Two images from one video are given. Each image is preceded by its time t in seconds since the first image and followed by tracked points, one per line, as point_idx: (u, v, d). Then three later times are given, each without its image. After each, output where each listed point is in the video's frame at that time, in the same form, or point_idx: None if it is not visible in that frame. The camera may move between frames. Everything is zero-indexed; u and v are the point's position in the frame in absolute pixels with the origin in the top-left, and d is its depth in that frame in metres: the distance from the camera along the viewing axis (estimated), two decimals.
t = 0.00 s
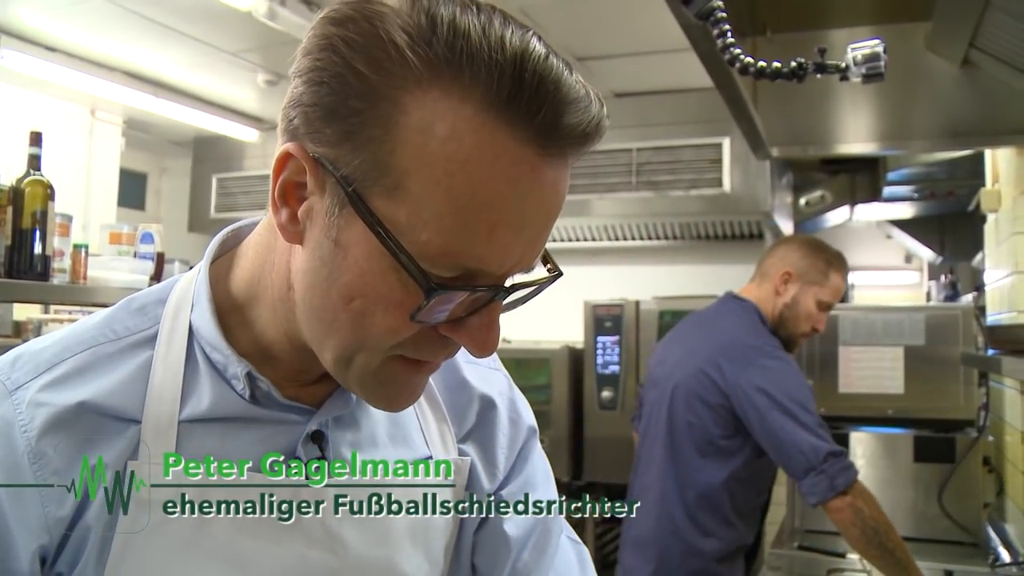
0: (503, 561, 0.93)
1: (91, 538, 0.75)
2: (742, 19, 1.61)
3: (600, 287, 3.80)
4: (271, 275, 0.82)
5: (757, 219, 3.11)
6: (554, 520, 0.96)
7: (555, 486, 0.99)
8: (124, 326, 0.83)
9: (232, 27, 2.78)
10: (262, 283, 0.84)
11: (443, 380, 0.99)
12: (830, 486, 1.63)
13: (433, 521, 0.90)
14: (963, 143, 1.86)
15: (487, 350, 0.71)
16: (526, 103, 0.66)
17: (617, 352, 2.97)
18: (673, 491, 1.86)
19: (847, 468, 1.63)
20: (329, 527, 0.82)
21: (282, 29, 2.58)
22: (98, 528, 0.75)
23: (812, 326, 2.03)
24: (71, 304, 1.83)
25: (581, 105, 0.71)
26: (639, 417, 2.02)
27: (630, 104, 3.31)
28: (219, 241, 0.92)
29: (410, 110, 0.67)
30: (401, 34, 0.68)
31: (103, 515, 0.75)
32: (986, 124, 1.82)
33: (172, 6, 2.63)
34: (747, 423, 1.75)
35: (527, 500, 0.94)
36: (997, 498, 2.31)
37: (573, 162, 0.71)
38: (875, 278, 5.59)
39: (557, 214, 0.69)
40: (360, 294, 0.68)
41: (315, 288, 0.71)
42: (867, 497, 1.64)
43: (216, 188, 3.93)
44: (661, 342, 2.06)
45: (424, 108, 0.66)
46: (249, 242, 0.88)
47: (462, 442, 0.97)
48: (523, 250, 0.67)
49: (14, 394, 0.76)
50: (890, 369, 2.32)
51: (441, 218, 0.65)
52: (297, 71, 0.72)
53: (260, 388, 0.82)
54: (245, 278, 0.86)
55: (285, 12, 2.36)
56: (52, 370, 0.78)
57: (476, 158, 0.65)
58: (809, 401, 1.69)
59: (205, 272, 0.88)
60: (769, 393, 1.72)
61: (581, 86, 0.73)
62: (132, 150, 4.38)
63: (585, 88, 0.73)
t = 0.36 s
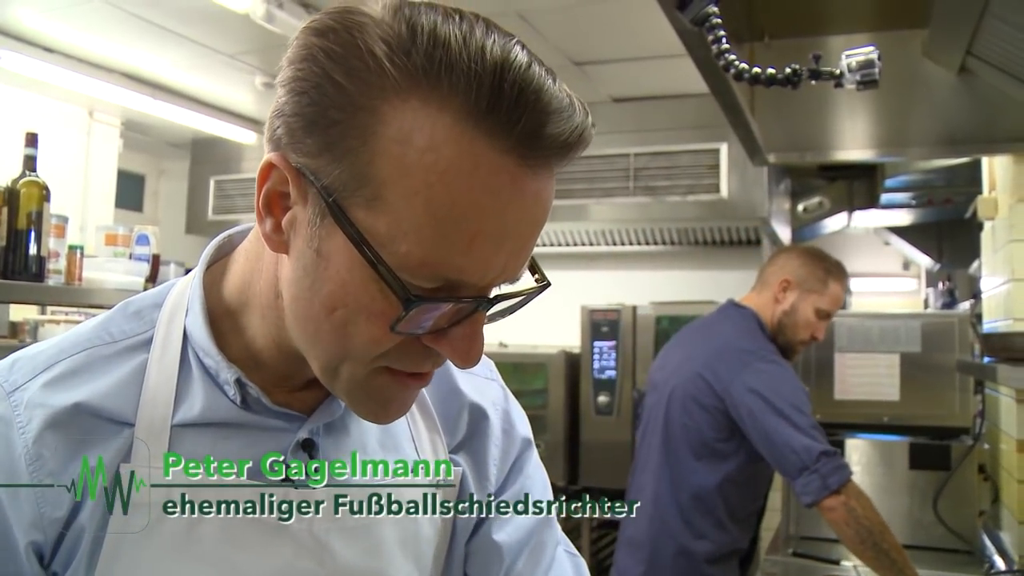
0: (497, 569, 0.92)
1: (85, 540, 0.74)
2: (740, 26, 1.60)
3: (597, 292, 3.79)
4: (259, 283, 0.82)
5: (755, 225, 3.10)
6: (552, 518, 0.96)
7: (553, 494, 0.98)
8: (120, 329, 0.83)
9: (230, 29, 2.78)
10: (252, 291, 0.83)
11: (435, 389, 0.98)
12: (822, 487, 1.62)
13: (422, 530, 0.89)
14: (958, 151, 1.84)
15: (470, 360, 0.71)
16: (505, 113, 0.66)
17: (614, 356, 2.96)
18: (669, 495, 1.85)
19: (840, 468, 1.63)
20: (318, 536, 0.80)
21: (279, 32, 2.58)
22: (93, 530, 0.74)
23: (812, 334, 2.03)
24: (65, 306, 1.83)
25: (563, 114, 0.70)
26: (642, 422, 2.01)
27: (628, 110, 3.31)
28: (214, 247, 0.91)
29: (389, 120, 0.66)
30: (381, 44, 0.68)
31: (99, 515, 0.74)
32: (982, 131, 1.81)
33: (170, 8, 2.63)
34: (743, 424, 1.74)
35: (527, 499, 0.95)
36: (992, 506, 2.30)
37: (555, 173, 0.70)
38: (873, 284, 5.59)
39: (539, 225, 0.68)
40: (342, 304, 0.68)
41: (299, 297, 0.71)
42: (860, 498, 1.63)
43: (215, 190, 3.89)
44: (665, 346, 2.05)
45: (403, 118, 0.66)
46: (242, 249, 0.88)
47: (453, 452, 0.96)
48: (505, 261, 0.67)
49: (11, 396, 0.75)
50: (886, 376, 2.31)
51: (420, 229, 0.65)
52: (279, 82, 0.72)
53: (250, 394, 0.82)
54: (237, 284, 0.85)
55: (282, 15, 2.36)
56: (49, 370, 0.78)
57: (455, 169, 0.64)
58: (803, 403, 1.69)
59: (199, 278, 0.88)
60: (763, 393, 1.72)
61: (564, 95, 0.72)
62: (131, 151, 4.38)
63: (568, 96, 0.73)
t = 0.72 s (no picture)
0: (516, 568, 0.92)
1: (106, 543, 0.74)
2: (757, 25, 1.59)
3: (613, 292, 3.78)
4: (278, 284, 0.82)
5: (773, 225, 3.08)
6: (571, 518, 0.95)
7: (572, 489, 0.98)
8: (141, 331, 0.84)
9: (246, 31, 2.80)
10: (270, 292, 0.84)
11: (455, 391, 0.97)
12: (839, 490, 1.59)
13: (441, 533, 0.88)
14: (979, 149, 1.84)
15: (490, 360, 0.71)
16: (521, 110, 0.66)
17: (632, 357, 2.95)
18: (684, 498, 1.84)
19: (856, 471, 1.60)
20: (336, 538, 0.80)
21: (295, 34, 2.59)
22: (114, 532, 0.75)
23: (826, 332, 2.01)
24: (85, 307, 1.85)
25: (580, 111, 0.70)
26: (655, 423, 2.00)
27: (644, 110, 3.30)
28: (234, 249, 0.92)
29: (405, 119, 0.66)
30: (396, 43, 0.68)
31: (120, 516, 0.75)
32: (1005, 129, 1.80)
33: (187, 12, 2.65)
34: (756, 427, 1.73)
35: (527, 499, 0.94)
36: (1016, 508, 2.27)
37: (572, 170, 0.70)
38: (894, 284, 5.53)
39: (556, 222, 0.68)
40: (360, 304, 0.68)
41: (317, 297, 0.71)
42: (876, 501, 1.61)
43: (233, 192, 3.92)
44: (679, 347, 2.04)
45: (419, 116, 0.66)
46: (261, 250, 0.89)
47: (473, 455, 0.96)
48: (523, 259, 0.67)
49: (34, 397, 0.76)
50: (905, 376, 2.29)
51: (437, 227, 0.65)
52: (296, 82, 0.73)
53: (270, 396, 0.82)
54: (256, 286, 0.86)
55: (298, 17, 2.37)
56: (72, 371, 0.79)
57: (470, 166, 0.64)
58: (818, 405, 1.67)
59: (219, 278, 0.89)
60: (775, 395, 1.71)
61: (581, 92, 0.72)
62: (149, 154, 4.42)
63: (585, 93, 0.73)
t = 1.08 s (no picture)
0: (526, 566, 0.92)
1: (121, 538, 0.75)
2: (765, 22, 1.59)
3: (620, 291, 3.79)
4: (294, 280, 0.83)
5: (781, 223, 3.07)
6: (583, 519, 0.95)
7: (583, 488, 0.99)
8: (155, 327, 0.85)
9: (254, 30, 2.81)
10: (286, 287, 0.84)
11: (468, 388, 0.98)
12: (833, 493, 1.57)
13: (453, 531, 0.89)
14: (986, 145, 1.80)
15: (506, 355, 0.70)
16: (539, 104, 0.66)
17: (639, 355, 2.95)
18: (683, 498, 1.85)
19: (851, 473, 1.58)
20: (350, 533, 0.81)
21: (303, 32, 2.60)
22: (128, 526, 0.76)
23: (827, 328, 2.01)
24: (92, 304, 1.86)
25: (597, 105, 0.70)
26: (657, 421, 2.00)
27: (651, 108, 3.31)
28: (248, 245, 0.93)
29: (424, 113, 0.67)
30: (414, 38, 0.69)
31: (135, 511, 0.76)
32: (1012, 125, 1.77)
33: (195, 11, 2.67)
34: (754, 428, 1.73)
35: (527, 499, 0.93)
36: None
37: (590, 164, 0.70)
38: (903, 283, 5.51)
39: (574, 217, 0.68)
40: (378, 298, 0.69)
41: (334, 291, 0.71)
42: (872, 504, 1.58)
43: (241, 191, 3.94)
44: (679, 347, 2.04)
45: (438, 110, 0.66)
46: (277, 246, 0.89)
47: (485, 451, 0.96)
48: (541, 253, 0.67)
49: (49, 391, 0.77)
50: (913, 374, 2.28)
51: (456, 221, 0.65)
52: (314, 78, 0.73)
53: (285, 391, 0.82)
54: (271, 281, 0.87)
55: (305, 15, 2.38)
56: (87, 364, 0.80)
57: (489, 160, 0.65)
58: (816, 406, 1.66)
59: (233, 274, 0.89)
60: (770, 394, 1.71)
61: (598, 87, 0.72)
62: (158, 153, 4.44)
63: (602, 88, 0.73)
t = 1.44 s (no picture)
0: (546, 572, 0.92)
1: (144, 541, 0.75)
2: (773, 24, 1.58)
3: (627, 293, 3.79)
4: (317, 285, 0.84)
5: (789, 225, 3.06)
6: (601, 519, 0.95)
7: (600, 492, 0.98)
8: (176, 331, 0.85)
9: (261, 33, 2.82)
10: (309, 291, 0.85)
11: (488, 394, 0.99)
12: (833, 503, 1.56)
13: (472, 538, 0.88)
14: (995, 148, 1.81)
15: (531, 361, 0.71)
16: (569, 109, 0.66)
17: (646, 357, 2.95)
18: (685, 501, 1.85)
19: (852, 485, 1.57)
20: (370, 539, 0.81)
21: (311, 36, 2.61)
22: (150, 530, 0.74)
23: (831, 329, 2.00)
24: (102, 308, 1.87)
25: (625, 111, 0.71)
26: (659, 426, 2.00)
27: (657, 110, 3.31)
28: (269, 249, 0.93)
29: (452, 117, 0.67)
30: (444, 42, 0.69)
31: (155, 513, 0.75)
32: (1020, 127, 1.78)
33: (204, 14, 2.68)
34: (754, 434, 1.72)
35: (527, 499, 0.92)
36: None
37: (617, 170, 0.70)
38: (911, 285, 5.50)
39: (601, 223, 0.69)
40: (403, 303, 0.69)
41: (358, 296, 0.72)
42: (873, 514, 1.57)
43: (249, 194, 3.95)
44: (682, 351, 2.04)
45: (467, 115, 0.67)
46: (299, 250, 0.90)
47: (504, 458, 0.96)
48: (567, 259, 0.67)
49: (70, 395, 0.78)
50: (922, 376, 2.28)
51: (483, 225, 0.65)
52: (341, 81, 0.74)
53: (307, 398, 0.84)
54: (293, 286, 0.87)
55: (313, 18, 2.38)
56: (106, 368, 0.80)
57: (518, 165, 0.65)
58: (818, 414, 1.64)
59: (255, 278, 0.90)
60: (768, 399, 1.70)
61: (626, 93, 0.73)
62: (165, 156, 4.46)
63: (629, 95, 0.73)
